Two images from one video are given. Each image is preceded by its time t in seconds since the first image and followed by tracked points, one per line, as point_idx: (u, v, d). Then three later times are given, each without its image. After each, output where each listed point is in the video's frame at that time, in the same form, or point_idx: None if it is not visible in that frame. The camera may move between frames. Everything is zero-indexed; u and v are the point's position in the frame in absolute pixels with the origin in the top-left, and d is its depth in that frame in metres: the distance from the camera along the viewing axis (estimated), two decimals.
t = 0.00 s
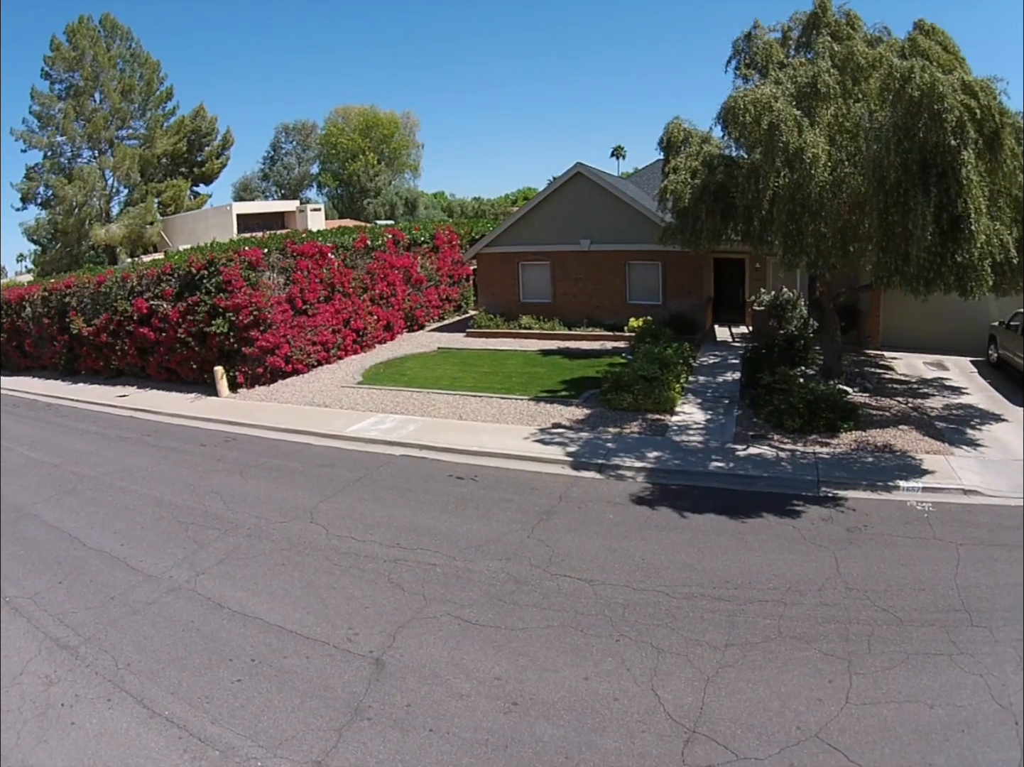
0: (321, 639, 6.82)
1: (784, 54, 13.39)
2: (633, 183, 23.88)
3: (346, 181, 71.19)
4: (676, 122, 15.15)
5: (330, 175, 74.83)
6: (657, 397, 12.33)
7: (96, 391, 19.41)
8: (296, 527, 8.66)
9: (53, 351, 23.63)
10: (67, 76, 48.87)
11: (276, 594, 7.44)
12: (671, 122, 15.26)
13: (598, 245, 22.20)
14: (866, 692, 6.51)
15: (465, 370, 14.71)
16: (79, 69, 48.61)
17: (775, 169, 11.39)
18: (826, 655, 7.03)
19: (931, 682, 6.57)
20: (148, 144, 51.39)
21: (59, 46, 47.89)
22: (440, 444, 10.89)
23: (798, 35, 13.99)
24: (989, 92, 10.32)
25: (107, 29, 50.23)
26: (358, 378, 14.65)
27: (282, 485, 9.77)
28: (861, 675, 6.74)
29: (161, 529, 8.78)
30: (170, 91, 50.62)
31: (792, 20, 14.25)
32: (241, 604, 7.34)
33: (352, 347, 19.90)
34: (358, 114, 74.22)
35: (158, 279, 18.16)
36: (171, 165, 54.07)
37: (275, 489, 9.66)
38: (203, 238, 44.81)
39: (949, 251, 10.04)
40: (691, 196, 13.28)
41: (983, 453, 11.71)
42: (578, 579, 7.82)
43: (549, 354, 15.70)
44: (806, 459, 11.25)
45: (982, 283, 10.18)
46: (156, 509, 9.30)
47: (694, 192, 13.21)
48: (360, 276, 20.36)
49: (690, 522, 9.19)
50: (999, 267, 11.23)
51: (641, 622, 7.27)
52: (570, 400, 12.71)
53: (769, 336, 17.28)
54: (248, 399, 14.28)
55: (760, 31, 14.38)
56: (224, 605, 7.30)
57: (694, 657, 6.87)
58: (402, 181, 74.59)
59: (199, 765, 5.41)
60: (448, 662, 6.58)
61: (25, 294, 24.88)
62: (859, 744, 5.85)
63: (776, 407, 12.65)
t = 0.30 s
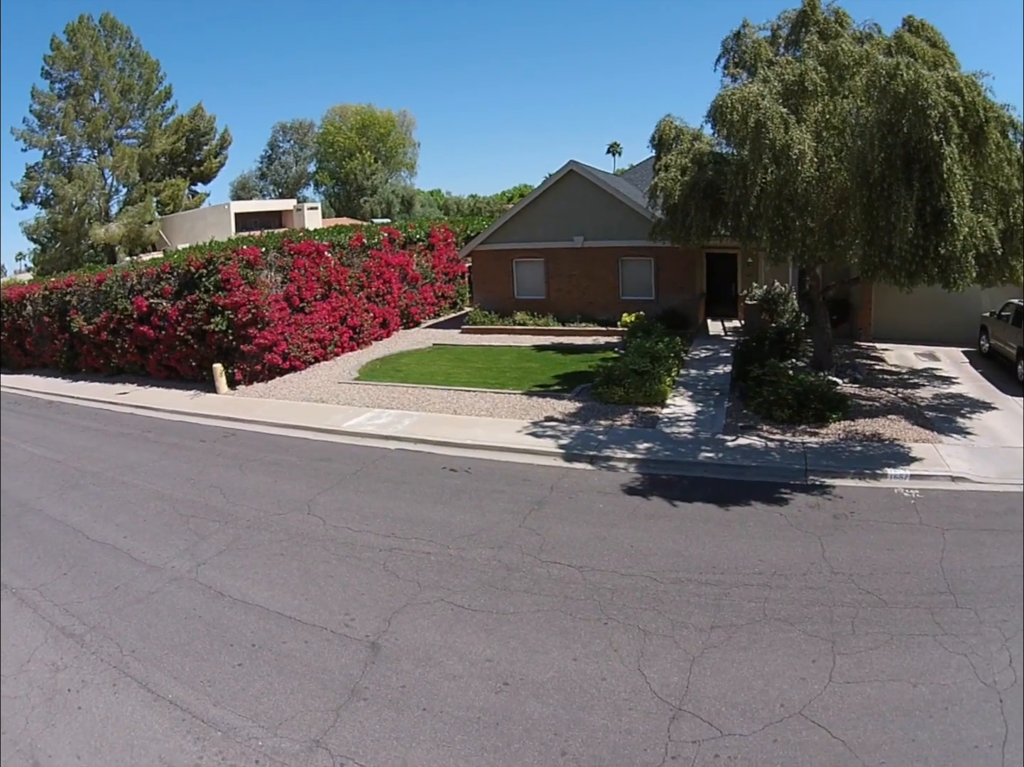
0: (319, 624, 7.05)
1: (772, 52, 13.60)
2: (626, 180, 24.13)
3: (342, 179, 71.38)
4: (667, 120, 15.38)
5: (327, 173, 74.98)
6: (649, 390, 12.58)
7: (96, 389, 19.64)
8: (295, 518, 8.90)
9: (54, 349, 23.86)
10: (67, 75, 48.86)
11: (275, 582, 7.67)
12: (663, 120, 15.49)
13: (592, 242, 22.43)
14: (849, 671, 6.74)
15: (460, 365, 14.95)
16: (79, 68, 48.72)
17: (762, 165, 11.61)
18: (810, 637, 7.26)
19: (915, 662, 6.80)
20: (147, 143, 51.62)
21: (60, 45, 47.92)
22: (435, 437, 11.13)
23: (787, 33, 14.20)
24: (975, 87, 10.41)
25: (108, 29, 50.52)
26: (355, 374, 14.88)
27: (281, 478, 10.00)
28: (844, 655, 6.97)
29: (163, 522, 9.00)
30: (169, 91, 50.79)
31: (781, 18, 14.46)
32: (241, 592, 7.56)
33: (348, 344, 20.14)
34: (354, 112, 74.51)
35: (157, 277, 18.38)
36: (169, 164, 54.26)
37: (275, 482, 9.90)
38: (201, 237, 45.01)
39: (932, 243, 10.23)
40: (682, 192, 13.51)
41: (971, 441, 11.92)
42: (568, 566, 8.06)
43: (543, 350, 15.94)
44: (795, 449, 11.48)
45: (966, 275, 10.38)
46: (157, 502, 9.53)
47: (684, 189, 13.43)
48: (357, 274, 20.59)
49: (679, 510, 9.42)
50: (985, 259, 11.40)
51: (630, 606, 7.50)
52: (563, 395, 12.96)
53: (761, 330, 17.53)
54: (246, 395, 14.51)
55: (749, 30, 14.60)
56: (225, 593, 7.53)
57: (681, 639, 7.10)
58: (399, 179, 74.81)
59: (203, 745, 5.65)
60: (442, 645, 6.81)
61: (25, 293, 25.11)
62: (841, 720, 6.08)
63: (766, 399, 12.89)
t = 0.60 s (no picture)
0: (320, 605, 7.28)
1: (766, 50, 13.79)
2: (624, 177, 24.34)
3: (343, 176, 71.75)
4: (662, 117, 15.59)
5: (327, 170, 75.17)
6: (644, 382, 12.80)
7: (100, 383, 19.91)
8: (297, 506, 9.14)
9: (57, 345, 24.16)
10: (68, 73, 49.19)
11: (278, 566, 7.90)
12: (659, 118, 15.70)
13: (590, 237, 22.65)
14: (835, 650, 6.95)
15: (458, 358, 15.18)
16: (81, 65, 49.01)
17: (754, 162, 11.80)
18: (798, 617, 7.47)
19: (902, 643, 7.01)
20: (149, 141, 52.06)
21: (63, 43, 48.17)
22: (433, 429, 11.35)
23: (781, 32, 14.39)
24: (965, 83, 10.56)
25: (110, 26, 50.80)
26: (356, 368, 15.12)
27: (283, 468, 10.25)
28: (831, 635, 7.18)
29: (168, 511, 9.25)
30: (170, 88, 51.25)
31: (774, 17, 14.66)
32: (244, 575, 7.80)
33: (349, 339, 20.40)
34: (354, 109, 74.85)
35: (160, 273, 18.64)
36: (170, 161, 54.63)
37: (277, 471, 10.15)
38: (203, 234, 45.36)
39: (919, 237, 10.39)
40: (676, 189, 13.72)
41: (963, 431, 12.08)
42: (562, 550, 8.28)
43: (541, 343, 16.17)
44: (787, 438, 11.68)
45: (953, 268, 10.54)
46: (162, 492, 9.78)
47: (678, 185, 13.64)
48: (357, 269, 20.85)
49: (672, 496, 9.64)
50: (975, 252, 11.50)
51: (621, 587, 7.73)
52: (559, 386, 13.19)
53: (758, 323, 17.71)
54: (248, 389, 14.75)
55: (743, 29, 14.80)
56: (229, 577, 7.77)
57: (671, 619, 7.32)
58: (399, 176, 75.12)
59: (208, 721, 5.88)
60: (439, 624, 7.05)
61: (29, 290, 25.42)
62: (826, 697, 6.30)
63: (760, 390, 13.09)
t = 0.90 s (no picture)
0: (324, 596, 7.47)
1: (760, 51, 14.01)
2: (621, 178, 24.56)
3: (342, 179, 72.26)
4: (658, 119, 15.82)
5: (326, 173, 75.57)
6: (641, 379, 13.01)
7: (104, 389, 20.17)
8: (301, 502, 9.35)
9: (60, 352, 24.44)
10: (68, 81, 49.80)
11: (282, 560, 8.10)
12: (655, 119, 15.93)
13: (589, 238, 22.88)
14: (827, 636, 7.12)
15: (459, 358, 15.40)
16: (81, 74, 49.50)
17: (747, 161, 12.01)
18: (791, 604, 7.63)
19: (893, 630, 7.17)
20: (148, 147, 52.50)
21: (62, 52, 48.56)
22: (434, 428, 11.55)
23: (775, 34, 14.60)
24: (954, 83, 10.73)
25: (108, 35, 50.98)
26: (358, 369, 15.33)
27: (287, 466, 10.45)
28: (823, 622, 7.35)
29: (174, 510, 9.44)
30: (169, 96, 51.53)
31: (769, 19, 14.87)
32: (250, 569, 8.00)
33: (351, 341, 20.63)
34: (353, 113, 75.50)
35: (162, 278, 18.90)
36: (170, 168, 55.05)
37: (281, 469, 10.35)
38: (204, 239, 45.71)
39: (910, 235, 10.59)
40: (672, 188, 13.94)
41: (959, 427, 12.20)
42: (560, 543, 8.47)
43: (540, 343, 16.39)
44: (783, 434, 11.85)
45: (944, 265, 10.71)
46: (167, 492, 9.98)
47: (674, 185, 13.86)
48: (357, 271, 21.11)
49: (668, 490, 9.82)
50: (966, 251, 11.61)
51: (618, 577, 7.92)
52: (558, 385, 13.40)
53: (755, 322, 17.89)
54: (251, 391, 14.96)
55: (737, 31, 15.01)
56: (234, 571, 7.96)
57: (666, 606, 7.50)
58: (398, 179, 75.63)
59: (215, 709, 6.06)
60: (440, 613, 7.24)
61: (32, 298, 25.73)
62: (818, 681, 6.46)
63: (756, 387, 13.26)
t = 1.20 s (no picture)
0: (322, 585, 7.61)
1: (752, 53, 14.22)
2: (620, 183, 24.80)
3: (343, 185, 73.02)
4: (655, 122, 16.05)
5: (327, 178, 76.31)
6: (639, 380, 13.20)
7: (106, 389, 20.42)
8: (302, 497, 9.51)
9: (62, 352, 24.74)
10: (69, 84, 50.37)
11: (282, 552, 8.24)
12: (652, 123, 16.15)
13: (587, 242, 23.10)
14: (819, 623, 7.23)
15: (458, 361, 15.60)
16: (82, 76, 50.04)
17: (740, 161, 12.20)
18: (783, 593, 7.74)
19: (884, 616, 7.28)
20: (149, 151, 53.13)
21: (64, 53, 49.29)
22: (433, 427, 11.73)
23: (769, 35, 14.81)
24: (942, 78, 10.86)
25: (109, 37, 51.80)
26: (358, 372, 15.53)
27: (287, 464, 10.62)
28: (815, 609, 7.46)
29: (175, 504, 9.61)
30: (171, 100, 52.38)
31: (762, 21, 15.08)
32: (250, 559, 8.16)
33: (351, 344, 20.85)
34: (353, 120, 75.96)
35: (165, 279, 19.16)
36: (171, 172, 55.59)
37: (282, 466, 10.52)
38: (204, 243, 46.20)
39: (901, 230, 10.73)
40: (667, 190, 14.16)
41: (953, 424, 12.30)
42: (555, 535, 8.61)
43: (538, 345, 16.59)
44: (778, 431, 11.99)
45: (935, 260, 10.84)
46: (169, 487, 10.16)
47: (669, 187, 14.08)
48: (357, 275, 21.35)
49: (663, 485, 9.97)
50: (958, 245, 11.74)
51: (613, 567, 8.05)
52: (556, 385, 13.59)
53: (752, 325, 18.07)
54: (253, 392, 15.15)
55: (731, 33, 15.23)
56: (234, 561, 8.12)
57: (659, 594, 7.62)
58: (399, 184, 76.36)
59: (213, 692, 6.19)
60: (436, 601, 7.38)
61: (34, 298, 26.05)
62: (808, 666, 6.57)
63: (751, 386, 13.42)
